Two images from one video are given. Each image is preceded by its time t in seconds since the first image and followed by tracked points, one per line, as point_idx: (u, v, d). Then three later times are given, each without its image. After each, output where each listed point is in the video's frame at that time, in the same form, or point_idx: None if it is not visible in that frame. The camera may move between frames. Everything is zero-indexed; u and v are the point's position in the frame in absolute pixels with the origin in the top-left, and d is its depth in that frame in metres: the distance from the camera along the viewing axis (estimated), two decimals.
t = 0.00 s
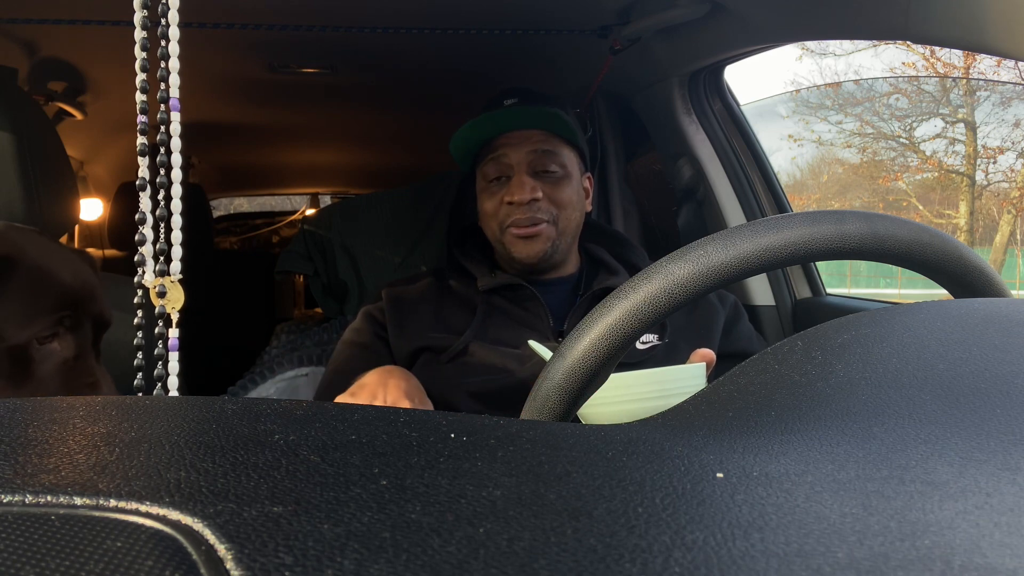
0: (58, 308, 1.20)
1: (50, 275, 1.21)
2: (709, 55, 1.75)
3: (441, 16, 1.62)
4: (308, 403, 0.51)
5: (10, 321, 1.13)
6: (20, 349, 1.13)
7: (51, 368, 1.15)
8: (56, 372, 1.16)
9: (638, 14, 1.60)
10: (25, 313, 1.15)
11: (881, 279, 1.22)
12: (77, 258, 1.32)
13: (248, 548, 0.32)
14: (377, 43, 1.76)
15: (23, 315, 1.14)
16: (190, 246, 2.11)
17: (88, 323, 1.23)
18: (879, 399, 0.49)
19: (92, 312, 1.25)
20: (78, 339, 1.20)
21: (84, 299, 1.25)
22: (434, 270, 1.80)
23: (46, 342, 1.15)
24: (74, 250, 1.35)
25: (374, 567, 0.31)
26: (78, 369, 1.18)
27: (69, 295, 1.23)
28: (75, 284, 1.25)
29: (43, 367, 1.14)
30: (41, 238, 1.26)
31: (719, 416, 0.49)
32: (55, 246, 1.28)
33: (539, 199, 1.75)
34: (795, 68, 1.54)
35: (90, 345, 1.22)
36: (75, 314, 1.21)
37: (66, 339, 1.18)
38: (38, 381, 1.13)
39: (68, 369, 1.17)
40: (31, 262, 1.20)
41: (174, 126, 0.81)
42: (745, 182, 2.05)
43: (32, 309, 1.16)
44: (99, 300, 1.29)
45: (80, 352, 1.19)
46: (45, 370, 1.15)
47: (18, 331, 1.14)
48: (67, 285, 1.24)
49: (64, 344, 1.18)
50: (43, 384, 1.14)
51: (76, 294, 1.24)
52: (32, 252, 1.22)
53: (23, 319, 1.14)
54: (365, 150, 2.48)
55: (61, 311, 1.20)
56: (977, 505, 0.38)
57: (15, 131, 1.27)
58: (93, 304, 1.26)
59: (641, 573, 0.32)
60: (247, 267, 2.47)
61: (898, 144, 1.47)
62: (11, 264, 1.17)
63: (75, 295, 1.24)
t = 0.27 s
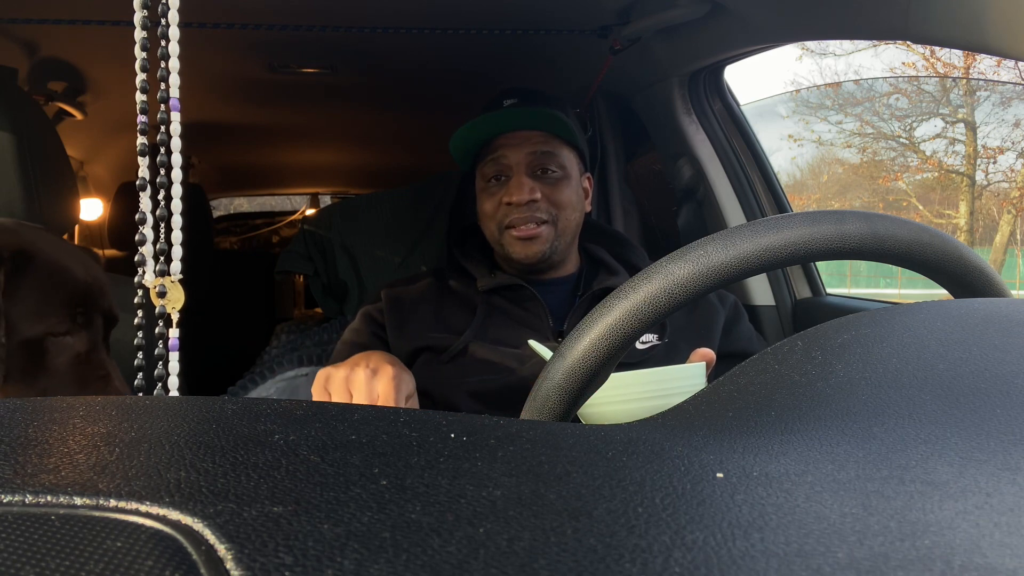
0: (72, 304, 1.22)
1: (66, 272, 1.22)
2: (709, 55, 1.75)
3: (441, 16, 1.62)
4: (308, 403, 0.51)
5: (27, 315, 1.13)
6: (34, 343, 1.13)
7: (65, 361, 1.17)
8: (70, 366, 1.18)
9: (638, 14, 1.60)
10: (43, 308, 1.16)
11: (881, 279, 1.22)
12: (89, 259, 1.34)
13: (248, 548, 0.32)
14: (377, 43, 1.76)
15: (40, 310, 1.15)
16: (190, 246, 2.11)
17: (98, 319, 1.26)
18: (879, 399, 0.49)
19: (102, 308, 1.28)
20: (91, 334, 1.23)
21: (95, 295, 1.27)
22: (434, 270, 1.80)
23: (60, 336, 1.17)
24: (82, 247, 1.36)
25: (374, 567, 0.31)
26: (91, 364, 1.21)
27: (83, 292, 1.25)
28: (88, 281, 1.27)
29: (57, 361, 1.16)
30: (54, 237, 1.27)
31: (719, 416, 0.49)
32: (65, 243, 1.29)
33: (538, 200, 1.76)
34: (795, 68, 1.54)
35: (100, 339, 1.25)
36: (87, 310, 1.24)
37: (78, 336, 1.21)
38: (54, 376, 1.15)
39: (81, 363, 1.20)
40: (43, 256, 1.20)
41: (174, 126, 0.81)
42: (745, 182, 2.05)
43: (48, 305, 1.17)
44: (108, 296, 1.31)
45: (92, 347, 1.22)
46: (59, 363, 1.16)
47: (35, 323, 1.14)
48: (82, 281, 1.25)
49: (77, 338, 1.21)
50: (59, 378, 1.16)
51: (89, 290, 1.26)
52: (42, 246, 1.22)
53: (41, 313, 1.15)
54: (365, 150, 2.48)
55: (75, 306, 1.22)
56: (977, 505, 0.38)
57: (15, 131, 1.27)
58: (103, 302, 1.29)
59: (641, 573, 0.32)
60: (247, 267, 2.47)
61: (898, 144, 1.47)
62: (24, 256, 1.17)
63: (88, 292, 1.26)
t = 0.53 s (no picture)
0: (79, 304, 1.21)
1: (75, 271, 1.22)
2: (709, 55, 1.75)
3: (441, 16, 1.62)
4: (308, 403, 0.51)
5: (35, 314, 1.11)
6: (42, 340, 1.12)
7: (70, 360, 1.17)
8: (75, 365, 1.18)
9: (638, 14, 1.60)
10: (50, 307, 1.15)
11: (881, 279, 1.22)
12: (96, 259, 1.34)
13: (248, 548, 0.32)
14: (377, 42, 1.76)
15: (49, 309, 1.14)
16: (190, 246, 2.11)
17: (103, 319, 1.26)
18: (879, 399, 0.49)
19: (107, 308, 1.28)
20: (96, 334, 1.23)
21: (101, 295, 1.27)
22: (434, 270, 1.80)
23: (67, 335, 1.17)
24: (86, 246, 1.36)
25: (374, 567, 0.31)
26: (96, 364, 1.21)
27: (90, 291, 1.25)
28: (94, 280, 1.27)
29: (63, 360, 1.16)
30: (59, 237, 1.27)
31: (719, 416, 0.49)
32: (70, 243, 1.29)
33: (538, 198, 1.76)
34: (795, 68, 1.54)
35: (105, 338, 1.25)
36: (93, 309, 1.24)
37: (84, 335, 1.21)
38: (60, 375, 1.14)
39: (86, 363, 1.19)
40: (51, 255, 1.20)
41: (174, 126, 0.81)
42: (745, 182, 2.05)
43: (55, 304, 1.16)
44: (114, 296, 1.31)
45: (97, 347, 1.22)
46: (64, 362, 1.16)
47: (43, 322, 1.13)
48: (88, 281, 1.25)
49: (83, 337, 1.21)
50: (66, 378, 1.15)
51: (95, 289, 1.26)
52: (49, 246, 1.21)
53: (49, 313, 1.14)
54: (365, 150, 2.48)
55: (82, 306, 1.22)
56: (977, 505, 0.38)
57: (15, 131, 1.28)
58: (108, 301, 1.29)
59: (640, 573, 0.32)
60: (247, 267, 2.47)
61: (898, 144, 1.47)
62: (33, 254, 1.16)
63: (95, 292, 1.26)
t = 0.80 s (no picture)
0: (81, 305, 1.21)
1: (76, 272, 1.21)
2: (709, 55, 1.75)
3: (441, 16, 1.62)
4: (308, 403, 0.51)
5: (39, 313, 1.12)
6: (44, 340, 1.12)
7: (71, 361, 1.17)
8: (76, 366, 1.18)
9: (638, 14, 1.60)
10: (54, 307, 1.15)
11: (881, 279, 1.22)
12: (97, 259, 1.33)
13: (248, 548, 0.32)
14: (377, 42, 1.76)
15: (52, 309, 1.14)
16: (190, 246, 2.11)
17: (104, 320, 1.27)
18: (879, 399, 0.49)
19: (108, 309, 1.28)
20: (97, 335, 1.24)
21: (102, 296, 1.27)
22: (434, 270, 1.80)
23: (67, 336, 1.18)
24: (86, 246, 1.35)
25: (374, 567, 0.31)
26: (96, 364, 1.21)
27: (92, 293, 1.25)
28: (96, 281, 1.26)
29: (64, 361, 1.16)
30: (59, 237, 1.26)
31: (720, 416, 0.49)
32: (71, 243, 1.28)
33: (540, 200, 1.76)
34: (795, 68, 1.54)
35: (106, 339, 1.26)
36: (94, 311, 1.24)
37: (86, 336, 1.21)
38: (61, 376, 1.15)
39: (87, 363, 1.20)
40: (53, 256, 1.18)
41: (174, 126, 0.81)
42: (745, 182, 2.05)
43: (58, 305, 1.16)
44: (116, 296, 1.31)
45: (98, 347, 1.23)
46: (65, 362, 1.17)
47: (46, 322, 1.13)
48: (89, 282, 1.24)
49: (83, 338, 1.21)
50: (67, 378, 1.16)
51: (97, 290, 1.26)
52: (50, 247, 1.19)
53: (52, 313, 1.15)
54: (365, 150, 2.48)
55: (83, 307, 1.22)
56: (977, 505, 0.38)
57: (15, 131, 1.27)
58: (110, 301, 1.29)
59: (641, 573, 0.32)
60: (247, 267, 2.47)
61: (898, 144, 1.47)
62: (35, 254, 1.15)
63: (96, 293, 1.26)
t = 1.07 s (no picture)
0: (78, 305, 1.20)
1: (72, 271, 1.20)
2: (709, 55, 1.75)
3: (441, 16, 1.62)
4: (308, 403, 0.51)
5: (35, 314, 1.13)
6: (39, 341, 1.13)
7: (68, 362, 1.16)
8: (74, 367, 1.16)
9: (638, 14, 1.60)
10: (48, 307, 1.15)
11: (881, 278, 1.22)
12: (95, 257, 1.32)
13: (248, 549, 0.32)
14: (377, 42, 1.75)
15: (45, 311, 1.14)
16: (190, 246, 2.11)
17: (105, 321, 1.24)
18: (878, 399, 0.49)
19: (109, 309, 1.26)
20: (96, 335, 1.21)
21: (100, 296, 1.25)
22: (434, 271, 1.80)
23: (64, 337, 1.16)
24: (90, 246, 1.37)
25: (374, 567, 0.31)
26: (96, 366, 1.19)
27: (89, 293, 1.23)
28: (94, 281, 1.25)
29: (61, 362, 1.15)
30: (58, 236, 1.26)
31: (719, 416, 0.49)
32: (70, 241, 1.27)
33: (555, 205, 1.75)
34: (795, 68, 1.54)
35: (107, 340, 1.23)
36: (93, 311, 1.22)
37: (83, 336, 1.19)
38: (56, 377, 1.14)
39: (86, 364, 1.18)
40: (50, 257, 1.19)
41: (174, 126, 0.81)
42: (745, 182, 2.05)
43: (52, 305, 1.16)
44: (117, 297, 1.28)
45: (97, 348, 1.20)
46: (62, 363, 1.15)
47: (40, 322, 1.14)
48: (88, 282, 1.23)
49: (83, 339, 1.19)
50: (63, 379, 1.14)
51: (96, 290, 1.24)
52: (49, 246, 1.21)
53: (46, 313, 1.15)
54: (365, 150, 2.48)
55: (81, 307, 1.20)
56: (977, 505, 0.38)
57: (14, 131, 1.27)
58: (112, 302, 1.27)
59: (641, 573, 0.32)
60: (247, 267, 2.47)
61: (898, 144, 1.47)
62: (28, 260, 1.15)
63: (94, 293, 1.23)
